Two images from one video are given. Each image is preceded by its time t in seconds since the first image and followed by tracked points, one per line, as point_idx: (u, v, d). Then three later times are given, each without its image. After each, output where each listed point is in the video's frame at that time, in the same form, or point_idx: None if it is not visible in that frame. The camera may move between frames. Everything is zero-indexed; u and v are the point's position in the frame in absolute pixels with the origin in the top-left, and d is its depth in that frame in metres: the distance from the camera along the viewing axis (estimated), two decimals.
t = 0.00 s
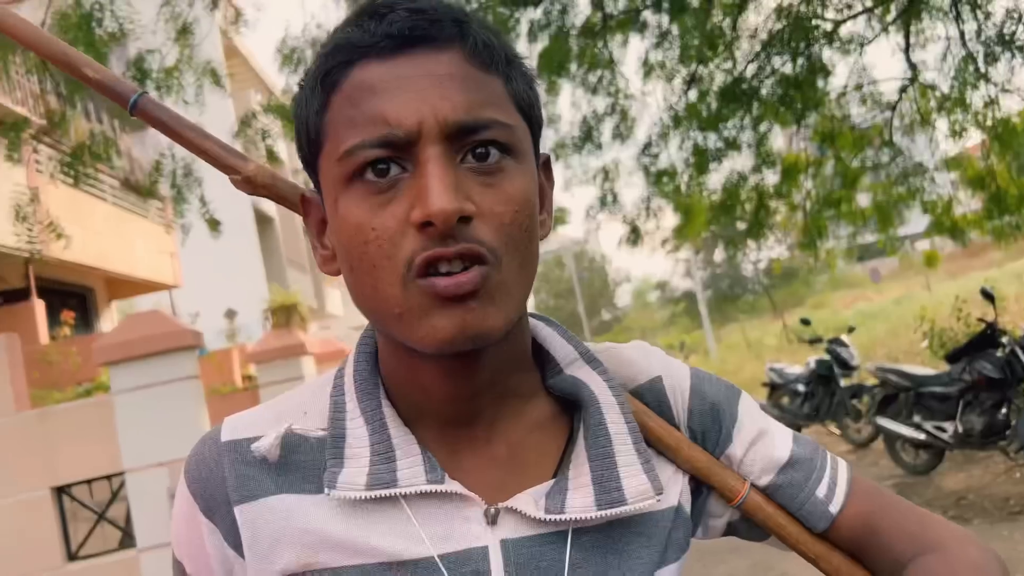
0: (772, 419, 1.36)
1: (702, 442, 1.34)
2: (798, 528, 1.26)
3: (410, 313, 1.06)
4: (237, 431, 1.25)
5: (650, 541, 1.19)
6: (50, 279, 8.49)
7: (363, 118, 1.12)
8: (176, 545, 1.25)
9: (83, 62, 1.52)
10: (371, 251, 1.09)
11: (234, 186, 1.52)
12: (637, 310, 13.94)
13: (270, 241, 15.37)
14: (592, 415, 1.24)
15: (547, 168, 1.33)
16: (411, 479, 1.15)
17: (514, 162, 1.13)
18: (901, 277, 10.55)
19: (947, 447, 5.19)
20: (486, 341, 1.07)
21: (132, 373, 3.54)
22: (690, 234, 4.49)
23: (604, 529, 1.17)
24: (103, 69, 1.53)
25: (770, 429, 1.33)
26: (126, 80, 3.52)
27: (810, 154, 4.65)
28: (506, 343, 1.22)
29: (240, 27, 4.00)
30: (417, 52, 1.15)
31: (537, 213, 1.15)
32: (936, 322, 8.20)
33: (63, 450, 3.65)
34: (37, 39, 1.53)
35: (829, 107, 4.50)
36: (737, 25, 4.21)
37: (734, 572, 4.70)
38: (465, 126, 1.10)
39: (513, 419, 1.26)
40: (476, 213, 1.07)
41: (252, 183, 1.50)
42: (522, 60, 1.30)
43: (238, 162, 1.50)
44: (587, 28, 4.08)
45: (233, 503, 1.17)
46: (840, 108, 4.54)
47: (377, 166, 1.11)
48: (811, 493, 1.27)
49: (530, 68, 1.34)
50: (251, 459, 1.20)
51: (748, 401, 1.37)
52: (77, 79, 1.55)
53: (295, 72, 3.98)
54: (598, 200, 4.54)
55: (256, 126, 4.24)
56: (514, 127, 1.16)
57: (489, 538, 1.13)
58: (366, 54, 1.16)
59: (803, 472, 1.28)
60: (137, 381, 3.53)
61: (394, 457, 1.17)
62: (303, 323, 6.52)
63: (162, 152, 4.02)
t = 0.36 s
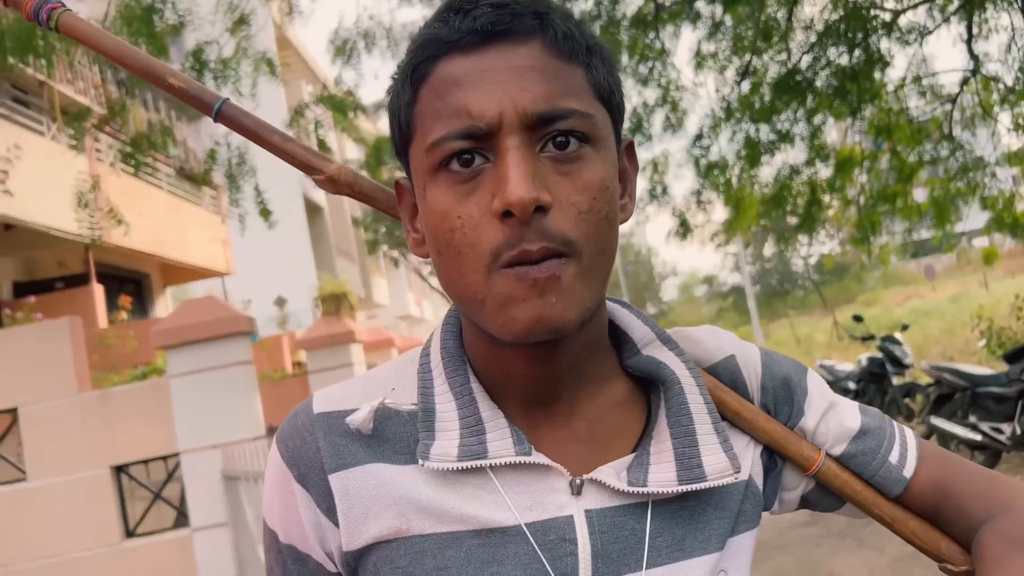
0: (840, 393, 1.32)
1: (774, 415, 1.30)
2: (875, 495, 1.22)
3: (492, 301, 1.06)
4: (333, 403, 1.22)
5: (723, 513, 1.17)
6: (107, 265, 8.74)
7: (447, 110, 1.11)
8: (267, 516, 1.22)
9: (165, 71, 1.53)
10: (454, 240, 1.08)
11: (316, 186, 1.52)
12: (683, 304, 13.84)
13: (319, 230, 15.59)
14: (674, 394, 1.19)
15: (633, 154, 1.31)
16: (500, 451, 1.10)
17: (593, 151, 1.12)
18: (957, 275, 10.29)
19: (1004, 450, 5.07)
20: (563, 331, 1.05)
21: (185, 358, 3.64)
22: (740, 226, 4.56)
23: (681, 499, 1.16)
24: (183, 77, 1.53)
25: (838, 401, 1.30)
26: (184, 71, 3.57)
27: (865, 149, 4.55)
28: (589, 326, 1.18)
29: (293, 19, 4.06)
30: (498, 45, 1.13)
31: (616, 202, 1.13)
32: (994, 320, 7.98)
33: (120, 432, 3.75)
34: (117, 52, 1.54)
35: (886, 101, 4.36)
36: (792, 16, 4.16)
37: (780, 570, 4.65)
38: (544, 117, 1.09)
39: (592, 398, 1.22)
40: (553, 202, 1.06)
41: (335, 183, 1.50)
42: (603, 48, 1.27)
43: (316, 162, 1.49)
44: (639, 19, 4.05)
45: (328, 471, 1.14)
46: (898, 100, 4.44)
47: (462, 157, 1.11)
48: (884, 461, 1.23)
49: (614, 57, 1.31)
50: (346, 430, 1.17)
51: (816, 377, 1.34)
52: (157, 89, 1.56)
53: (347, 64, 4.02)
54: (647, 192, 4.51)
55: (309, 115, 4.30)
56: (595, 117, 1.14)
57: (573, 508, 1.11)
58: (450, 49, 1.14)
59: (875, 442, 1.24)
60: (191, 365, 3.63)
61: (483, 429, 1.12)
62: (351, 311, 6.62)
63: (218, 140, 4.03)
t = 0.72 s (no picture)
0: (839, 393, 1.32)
1: (775, 414, 1.29)
2: (875, 495, 1.22)
3: (493, 301, 1.05)
4: (333, 403, 1.19)
5: (726, 513, 1.17)
6: (96, 260, 8.70)
7: (451, 117, 1.11)
8: (267, 515, 1.19)
9: (165, 65, 1.51)
10: (457, 246, 1.08)
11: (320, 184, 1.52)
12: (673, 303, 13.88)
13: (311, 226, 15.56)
14: (681, 396, 1.18)
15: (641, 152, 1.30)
16: (506, 452, 1.10)
17: (598, 157, 1.11)
18: (945, 276, 10.36)
19: (993, 451, 5.10)
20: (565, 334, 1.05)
21: (175, 354, 3.63)
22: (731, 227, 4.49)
23: (684, 499, 1.15)
24: (184, 73, 1.51)
25: (838, 401, 1.30)
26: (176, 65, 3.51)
27: (856, 150, 4.55)
28: (592, 328, 1.18)
29: (287, 14, 4.04)
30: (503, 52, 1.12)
31: (621, 206, 1.13)
32: (982, 322, 8.03)
33: (108, 429, 3.72)
34: (115, 45, 1.52)
35: (878, 103, 4.39)
36: (786, 17, 4.15)
37: (769, 569, 4.66)
38: (549, 124, 1.08)
39: (595, 399, 1.22)
40: (558, 209, 1.05)
41: (338, 181, 1.50)
42: (609, 46, 1.26)
43: (320, 160, 1.50)
44: (633, 18, 4.05)
45: (331, 471, 1.12)
46: (889, 103, 4.45)
47: (466, 164, 1.10)
48: (883, 459, 1.23)
49: (622, 56, 1.31)
50: (350, 431, 1.14)
51: (815, 377, 1.34)
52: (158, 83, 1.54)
53: (341, 60, 4.01)
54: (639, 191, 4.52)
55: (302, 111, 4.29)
56: (600, 121, 1.13)
57: (579, 509, 1.10)
58: (453, 55, 1.13)
59: (874, 441, 1.24)
60: (182, 361, 3.62)
61: (488, 432, 1.11)
62: (342, 307, 6.61)
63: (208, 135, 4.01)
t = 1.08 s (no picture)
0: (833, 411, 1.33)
1: (772, 429, 1.30)
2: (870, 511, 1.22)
3: (488, 309, 1.07)
4: (339, 408, 1.17)
5: (723, 527, 1.16)
6: (86, 264, 8.67)
7: (471, 125, 1.12)
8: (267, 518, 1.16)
9: (182, 75, 1.52)
10: (461, 250, 1.09)
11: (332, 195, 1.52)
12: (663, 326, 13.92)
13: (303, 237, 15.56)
14: (683, 411, 1.19)
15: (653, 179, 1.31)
16: (509, 460, 1.09)
17: (609, 183, 1.13)
18: (933, 307, 10.44)
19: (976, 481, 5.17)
20: (554, 348, 1.06)
21: (165, 360, 3.61)
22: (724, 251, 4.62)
23: (683, 511, 1.15)
24: (200, 82, 1.52)
25: (834, 419, 1.30)
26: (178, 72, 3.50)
27: (850, 180, 4.63)
28: (596, 343, 1.18)
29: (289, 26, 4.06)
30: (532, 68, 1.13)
31: (625, 234, 1.14)
32: (969, 354, 8.08)
33: (94, 433, 3.69)
34: (132, 54, 1.53)
35: (871, 133, 4.39)
36: (783, 45, 4.20)
37: None
38: (565, 146, 1.10)
39: (596, 410, 1.22)
40: (561, 229, 1.07)
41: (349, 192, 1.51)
42: (634, 73, 1.27)
43: (334, 171, 1.50)
44: (632, 41, 4.09)
45: (337, 476, 1.10)
46: (883, 133, 4.45)
47: (481, 172, 1.11)
48: (876, 477, 1.23)
49: (646, 86, 1.32)
50: (356, 436, 1.13)
51: (811, 395, 1.35)
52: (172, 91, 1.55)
53: (341, 72, 4.03)
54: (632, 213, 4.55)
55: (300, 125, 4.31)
56: (617, 148, 1.14)
57: (580, 518, 1.09)
58: (483, 65, 1.14)
59: (868, 459, 1.24)
60: (171, 368, 3.60)
61: (492, 440, 1.10)
62: (332, 319, 6.61)
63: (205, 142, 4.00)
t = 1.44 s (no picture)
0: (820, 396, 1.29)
1: (759, 411, 1.25)
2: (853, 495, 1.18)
3: (496, 283, 1.06)
4: (342, 365, 1.13)
5: (708, 502, 1.12)
6: (86, 243, 8.68)
7: (472, 105, 1.11)
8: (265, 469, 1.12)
9: (198, 36, 1.51)
10: (467, 228, 1.08)
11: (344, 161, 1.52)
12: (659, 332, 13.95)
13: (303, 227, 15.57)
14: (676, 382, 1.15)
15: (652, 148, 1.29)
16: (508, 424, 1.05)
17: (611, 154, 1.11)
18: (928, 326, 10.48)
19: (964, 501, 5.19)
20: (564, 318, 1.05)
21: (160, 340, 3.63)
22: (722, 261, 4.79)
23: (670, 484, 1.10)
24: (217, 43, 1.50)
25: (822, 405, 1.25)
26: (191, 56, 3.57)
27: (851, 195, 4.66)
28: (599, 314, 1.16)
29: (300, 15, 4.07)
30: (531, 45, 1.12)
31: (628, 204, 1.12)
32: (962, 374, 8.11)
33: (85, 409, 3.70)
34: (149, 12, 1.51)
35: (874, 150, 4.43)
36: (791, 57, 4.22)
37: None
38: (567, 119, 1.08)
39: (594, 381, 1.16)
40: (566, 201, 1.05)
41: (361, 159, 1.50)
42: (632, 46, 1.26)
43: (345, 137, 1.49)
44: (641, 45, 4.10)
45: (336, 432, 1.06)
46: (886, 149, 4.49)
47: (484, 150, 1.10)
48: (859, 464, 1.19)
49: (643, 57, 1.30)
50: (356, 393, 1.09)
51: (800, 380, 1.30)
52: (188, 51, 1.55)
53: (349, 63, 4.05)
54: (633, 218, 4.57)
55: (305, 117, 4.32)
56: (615, 118, 1.13)
57: (571, 483, 1.05)
58: (480, 45, 1.13)
59: (852, 447, 1.20)
60: (167, 349, 3.62)
61: (492, 403, 1.07)
62: (329, 309, 6.64)
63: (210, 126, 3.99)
